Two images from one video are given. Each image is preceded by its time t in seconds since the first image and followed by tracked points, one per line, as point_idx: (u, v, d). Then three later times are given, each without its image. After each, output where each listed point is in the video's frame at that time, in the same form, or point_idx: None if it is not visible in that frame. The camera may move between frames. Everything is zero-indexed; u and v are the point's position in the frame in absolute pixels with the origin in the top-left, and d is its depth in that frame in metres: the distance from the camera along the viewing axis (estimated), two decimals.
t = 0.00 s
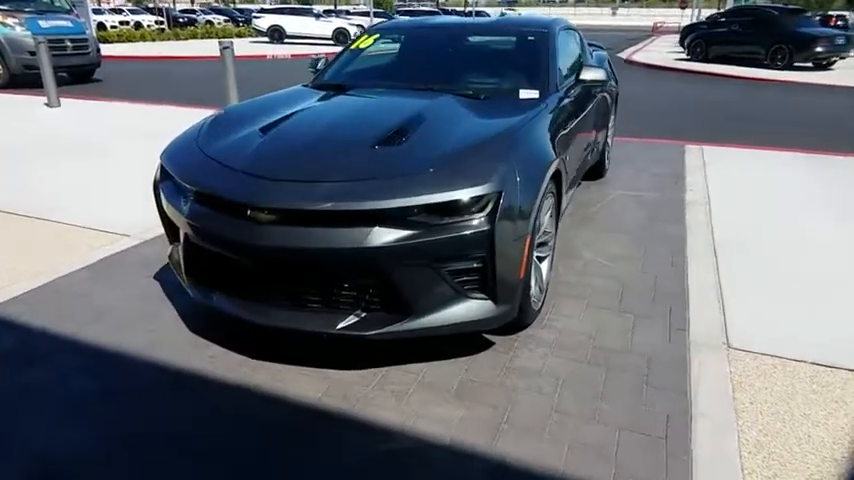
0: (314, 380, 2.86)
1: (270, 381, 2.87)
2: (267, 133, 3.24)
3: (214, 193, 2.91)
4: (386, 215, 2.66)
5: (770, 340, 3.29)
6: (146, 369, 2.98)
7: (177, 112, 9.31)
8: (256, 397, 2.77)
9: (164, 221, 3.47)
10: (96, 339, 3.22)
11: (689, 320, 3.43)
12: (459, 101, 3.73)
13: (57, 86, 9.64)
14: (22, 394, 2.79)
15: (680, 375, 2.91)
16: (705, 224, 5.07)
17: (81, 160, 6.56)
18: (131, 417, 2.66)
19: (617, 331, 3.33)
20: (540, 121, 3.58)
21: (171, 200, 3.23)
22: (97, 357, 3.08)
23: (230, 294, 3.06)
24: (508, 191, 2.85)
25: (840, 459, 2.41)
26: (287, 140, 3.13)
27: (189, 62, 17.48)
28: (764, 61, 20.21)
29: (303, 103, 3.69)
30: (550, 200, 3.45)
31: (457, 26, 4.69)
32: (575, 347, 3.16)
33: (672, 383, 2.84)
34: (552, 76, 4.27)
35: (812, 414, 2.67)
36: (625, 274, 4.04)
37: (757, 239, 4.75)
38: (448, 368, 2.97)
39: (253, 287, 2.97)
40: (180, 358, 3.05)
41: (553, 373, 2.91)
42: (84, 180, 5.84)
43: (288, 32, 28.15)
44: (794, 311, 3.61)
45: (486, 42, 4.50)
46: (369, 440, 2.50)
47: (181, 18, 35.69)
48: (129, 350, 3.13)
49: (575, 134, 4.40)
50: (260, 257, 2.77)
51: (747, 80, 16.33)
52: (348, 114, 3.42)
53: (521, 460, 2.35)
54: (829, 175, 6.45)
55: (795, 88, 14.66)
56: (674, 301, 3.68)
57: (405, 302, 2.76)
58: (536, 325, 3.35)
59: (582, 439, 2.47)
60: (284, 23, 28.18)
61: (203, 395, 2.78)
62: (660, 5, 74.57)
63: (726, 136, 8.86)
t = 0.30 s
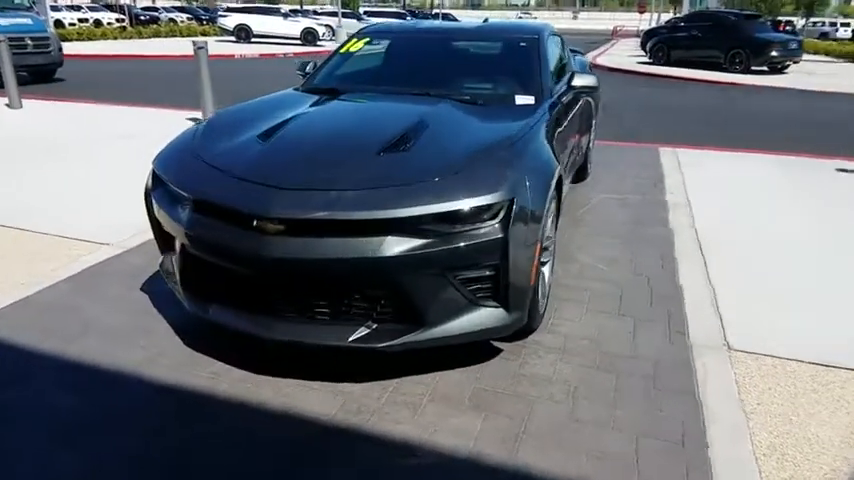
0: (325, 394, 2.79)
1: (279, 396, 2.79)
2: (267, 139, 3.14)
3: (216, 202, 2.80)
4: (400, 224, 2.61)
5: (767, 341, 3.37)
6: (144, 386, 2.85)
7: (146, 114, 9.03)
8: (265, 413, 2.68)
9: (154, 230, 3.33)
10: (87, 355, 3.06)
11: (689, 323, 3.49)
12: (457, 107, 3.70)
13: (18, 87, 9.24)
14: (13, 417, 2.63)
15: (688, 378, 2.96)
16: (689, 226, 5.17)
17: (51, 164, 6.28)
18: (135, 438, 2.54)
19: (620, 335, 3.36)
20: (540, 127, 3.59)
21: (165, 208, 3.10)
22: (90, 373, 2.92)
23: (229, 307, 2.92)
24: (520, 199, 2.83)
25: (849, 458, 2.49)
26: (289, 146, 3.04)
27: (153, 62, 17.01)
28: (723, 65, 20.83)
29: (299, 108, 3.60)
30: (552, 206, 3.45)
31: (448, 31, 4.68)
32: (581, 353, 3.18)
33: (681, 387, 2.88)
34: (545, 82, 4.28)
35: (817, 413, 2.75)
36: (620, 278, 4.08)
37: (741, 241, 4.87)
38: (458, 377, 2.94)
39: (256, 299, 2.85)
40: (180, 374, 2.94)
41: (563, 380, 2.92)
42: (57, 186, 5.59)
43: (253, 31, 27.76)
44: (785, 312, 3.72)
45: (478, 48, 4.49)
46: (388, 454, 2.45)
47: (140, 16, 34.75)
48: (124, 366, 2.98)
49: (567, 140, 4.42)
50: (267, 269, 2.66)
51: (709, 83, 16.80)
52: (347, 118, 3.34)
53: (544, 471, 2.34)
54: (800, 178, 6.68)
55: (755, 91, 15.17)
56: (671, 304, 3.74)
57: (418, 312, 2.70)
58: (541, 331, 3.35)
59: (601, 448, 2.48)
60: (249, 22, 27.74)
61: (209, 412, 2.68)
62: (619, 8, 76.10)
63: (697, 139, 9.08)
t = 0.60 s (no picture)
0: (347, 414, 2.74)
1: (300, 418, 2.72)
2: (274, 153, 3.06)
3: (230, 218, 2.70)
4: (422, 238, 2.59)
5: (766, 340, 3.48)
6: (157, 413, 2.73)
7: (111, 126, 8.75)
8: (289, 437, 2.62)
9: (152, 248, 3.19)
10: (90, 383, 2.92)
11: (690, 325, 3.58)
12: (458, 118, 3.70)
13: None
14: (21, 452, 2.49)
15: (700, 380, 3.02)
16: (673, 228, 5.31)
17: (19, 182, 6.02)
18: (155, 468, 2.44)
19: (628, 339, 3.42)
20: (543, 134, 3.60)
21: (166, 225, 2.97)
22: (96, 403, 2.79)
23: (241, 327, 2.83)
24: (538, 209, 2.83)
25: None
26: (298, 160, 2.97)
27: (109, 71, 16.50)
28: (677, 69, 21.49)
29: (299, 121, 3.54)
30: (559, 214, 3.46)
31: (437, 42, 4.69)
32: (593, 359, 3.21)
33: (695, 390, 2.94)
34: (539, 91, 4.31)
35: (826, 408, 2.84)
36: (617, 282, 4.15)
37: (723, 242, 5.02)
38: (478, 389, 2.93)
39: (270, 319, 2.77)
40: (192, 397, 2.84)
41: (581, 388, 2.95)
42: (28, 205, 5.36)
43: (210, 37, 27.25)
44: (779, 311, 3.85)
45: (469, 58, 4.51)
46: (420, 471, 2.42)
47: (91, 22, 33.73)
48: (131, 394, 2.85)
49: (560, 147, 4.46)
50: (286, 287, 2.59)
51: (666, 87, 17.31)
52: (353, 130, 3.30)
53: None
54: (767, 180, 6.94)
55: (711, 94, 15.72)
56: (671, 306, 3.83)
57: (440, 327, 2.68)
58: (550, 339, 3.38)
59: (630, 454, 2.51)
60: (206, 28, 27.21)
61: (230, 437, 2.60)
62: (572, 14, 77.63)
63: (665, 142, 9.34)
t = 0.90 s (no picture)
0: (361, 419, 2.73)
1: (314, 424, 2.70)
2: (282, 158, 3.05)
3: (243, 224, 2.68)
4: (438, 243, 2.59)
5: (763, 341, 3.57)
6: (167, 421, 2.69)
7: (90, 130, 8.58)
8: (304, 442, 2.59)
9: (158, 255, 3.17)
10: (95, 392, 2.85)
11: (690, 327, 3.66)
12: (461, 123, 3.72)
13: None
14: (27, 463, 2.42)
15: (704, 382, 3.09)
16: (663, 231, 5.41)
17: None
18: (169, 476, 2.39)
19: (630, 342, 3.48)
20: (547, 137, 3.63)
21: (174, 231, 2.97)
22: (103, 412, 2.73)
23: (252, 334, 2.80)
24: (549, 213, 2.85)
25: None
26: (309, 165, 2.96)
27: (81, 72, 16.17)
28: (651, 74, 21.88)
29: (303, 127, 3.53)
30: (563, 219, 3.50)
31: (434, 48, 4.72)
32: (599, 362, 3.26)
33: (701, 392, 3.00)
34: (536, 96, 4.36)
35: (827, 407, 2.93)
36: (614, 284, 4.22)
37: (712, 245, 5.14)
38: (488, 392, 2.94)
39: (281, 324, 2.74)
40: (201, 405, 2.80)
41: (591, 391, 2.99)
42: (13, 211, 5.24)
43: (184, 39, 26.89)
44: (772, 312, 3.96)
45: (467, 64, 4.55)
46: (438, 473, 2.42)
47: (58, 23, 32.99)
48: (139, 402, 2.80)
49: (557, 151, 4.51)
50: (300, 293, 2.57)
51: (641, 92, 17.62)
52: (360, 136, 3.30)
53: None
54: (747, 184, 7.12)
55: (685, 98, 16.04)
56: (669, 308, 3.90)
57: (454, 331, 2.69)
58: (555, 342, 3.42)
59: (643, 455, 2.55)
60: (179, 30, 26.82)
61: (243, 444, 2.57)
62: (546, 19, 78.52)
63: (645, 146, 9.51)
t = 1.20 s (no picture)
0: (379, 417, 2.75)
1: (333, 423, 2.72)
2: (292, 161, 3.07)
3: (258, 227, 2.69)
4: (453, 241, 2.63)
5: (763, 330, 3.66)
6: (187, 426, 2.69)
7: (76, 138, 8.48)
8: (325, 442, 2.62)
9: (167, 261, 3.18)
10: (111, 400, 2.85)
11: (692, 318, 3.74)
12: (463, 124, 3.77)
13: None
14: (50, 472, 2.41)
15: (711, 372, 3.16)
16: (657, 227, 5.51)
17: None
18: None
19: (636, 335, 3.54)
20: (549, 135, 3.68)
21: (186, 236, 2.97)
22: (121, 419, 2.72)
23: (267, 336, 2.82)
24: (559, 209, 2.90)
25: None
26: (319, 168, 2.98)
27: (59, 80, 15.93)
28: (631, 73, 22.14)
29: (307, 130, 3.55)
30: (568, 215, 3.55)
31: (431, 49, 4.75)
32: (606, 355, 3.32)
33: (708, 380, 3.08)
34: (534, 96, 4.41)
35: (830, 391, 3.02)
36: (614, 280, 4.29)
37: (705, 239, 5.24)
38: (502, 388, 2.99)
39: (297, 325, 2.76)
40: (218, 408, 2.81)
41: (601, 383, 3.04)
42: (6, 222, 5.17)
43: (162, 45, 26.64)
44: (769, 303, 4.06)
45: (464, 65, 4.59)
46: (460, 467, 2.46)
47: (32, 31, 32.47)
48: (157, 408, 2.79)
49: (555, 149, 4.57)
50: (317, 293, 2.59)
51: (623, 90, 17.82)
52: (366, 138, 3.32)
53: (615, 470, 2.44)
54: (734, 180, 7.26)
55: (666, 96, 16.27)
56: (670, 301, 3.98)
57: (470, 327, 2.73)
58: (562, 338, 3.48)
59: (658, 443, 2.61)
60: (157, 36, 26.51)
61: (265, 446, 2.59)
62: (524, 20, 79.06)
63: (631, 144, 9.63)
